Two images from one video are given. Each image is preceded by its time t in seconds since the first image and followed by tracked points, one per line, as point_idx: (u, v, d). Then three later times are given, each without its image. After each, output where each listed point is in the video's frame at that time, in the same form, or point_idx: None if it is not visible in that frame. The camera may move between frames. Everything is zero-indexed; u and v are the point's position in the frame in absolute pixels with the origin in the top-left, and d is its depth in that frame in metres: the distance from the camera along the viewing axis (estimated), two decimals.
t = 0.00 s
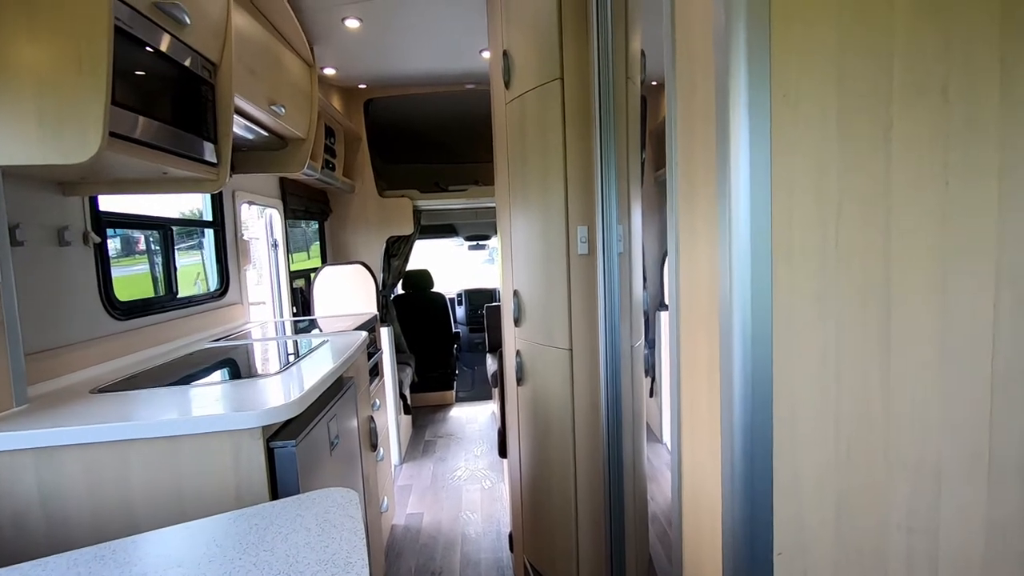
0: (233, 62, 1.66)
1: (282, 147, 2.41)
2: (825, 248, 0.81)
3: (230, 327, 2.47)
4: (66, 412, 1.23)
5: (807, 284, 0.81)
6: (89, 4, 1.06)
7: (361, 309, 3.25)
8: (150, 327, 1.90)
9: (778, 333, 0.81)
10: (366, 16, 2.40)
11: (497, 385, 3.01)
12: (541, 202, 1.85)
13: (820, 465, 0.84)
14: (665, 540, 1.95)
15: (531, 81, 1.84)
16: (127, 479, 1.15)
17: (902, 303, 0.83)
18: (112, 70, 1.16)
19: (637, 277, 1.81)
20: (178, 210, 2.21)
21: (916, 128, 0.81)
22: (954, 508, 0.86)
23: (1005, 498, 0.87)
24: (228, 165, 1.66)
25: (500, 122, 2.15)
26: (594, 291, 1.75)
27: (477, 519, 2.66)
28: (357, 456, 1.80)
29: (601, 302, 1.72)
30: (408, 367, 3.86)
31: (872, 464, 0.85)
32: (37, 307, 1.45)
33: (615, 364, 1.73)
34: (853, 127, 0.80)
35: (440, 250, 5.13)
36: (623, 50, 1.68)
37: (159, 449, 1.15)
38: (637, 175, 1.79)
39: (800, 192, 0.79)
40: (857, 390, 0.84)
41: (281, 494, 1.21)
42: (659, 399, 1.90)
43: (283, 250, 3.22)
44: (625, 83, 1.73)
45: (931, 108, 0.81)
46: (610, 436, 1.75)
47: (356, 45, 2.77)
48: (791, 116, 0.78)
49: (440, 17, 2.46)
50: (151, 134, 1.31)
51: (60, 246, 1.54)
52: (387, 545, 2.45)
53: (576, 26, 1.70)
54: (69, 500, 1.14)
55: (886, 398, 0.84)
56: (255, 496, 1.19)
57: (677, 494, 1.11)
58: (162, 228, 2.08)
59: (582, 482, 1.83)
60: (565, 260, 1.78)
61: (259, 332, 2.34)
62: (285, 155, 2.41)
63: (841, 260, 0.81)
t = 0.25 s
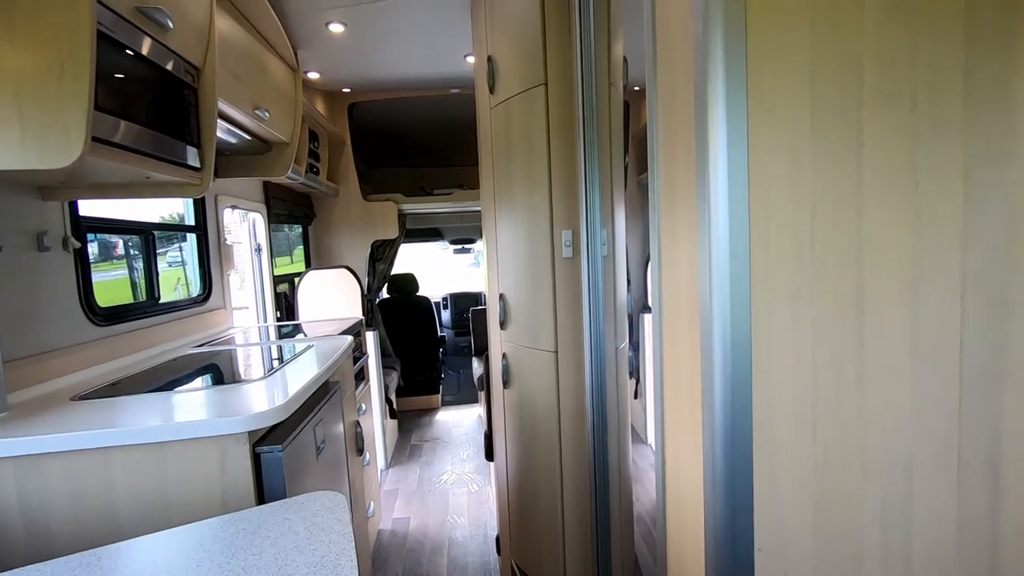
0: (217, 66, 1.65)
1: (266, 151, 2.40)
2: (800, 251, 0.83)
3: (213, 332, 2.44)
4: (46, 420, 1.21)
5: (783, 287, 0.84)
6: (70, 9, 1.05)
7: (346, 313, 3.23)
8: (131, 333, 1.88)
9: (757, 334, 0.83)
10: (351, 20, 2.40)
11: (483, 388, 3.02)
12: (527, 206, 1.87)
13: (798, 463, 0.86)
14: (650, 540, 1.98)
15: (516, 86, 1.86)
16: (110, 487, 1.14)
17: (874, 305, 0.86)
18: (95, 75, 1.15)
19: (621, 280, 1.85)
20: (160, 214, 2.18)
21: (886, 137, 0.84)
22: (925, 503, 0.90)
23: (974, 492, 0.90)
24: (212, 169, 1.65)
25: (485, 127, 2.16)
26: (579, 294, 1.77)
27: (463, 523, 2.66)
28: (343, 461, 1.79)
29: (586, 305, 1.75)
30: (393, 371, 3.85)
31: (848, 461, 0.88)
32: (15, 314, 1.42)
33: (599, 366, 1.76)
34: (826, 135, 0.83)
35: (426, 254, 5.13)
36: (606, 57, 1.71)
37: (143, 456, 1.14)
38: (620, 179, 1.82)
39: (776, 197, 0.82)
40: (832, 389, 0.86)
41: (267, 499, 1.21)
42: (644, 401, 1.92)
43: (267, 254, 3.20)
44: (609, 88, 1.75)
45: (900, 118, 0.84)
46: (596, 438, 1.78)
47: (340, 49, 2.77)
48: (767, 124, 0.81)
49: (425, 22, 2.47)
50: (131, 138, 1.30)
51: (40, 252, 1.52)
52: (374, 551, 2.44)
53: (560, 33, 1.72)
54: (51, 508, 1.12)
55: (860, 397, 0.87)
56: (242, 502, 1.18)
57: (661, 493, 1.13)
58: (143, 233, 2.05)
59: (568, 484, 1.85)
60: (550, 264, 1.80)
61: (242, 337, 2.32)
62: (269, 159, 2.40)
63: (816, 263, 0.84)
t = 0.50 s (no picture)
0: (210, 79, 1.65)
1: (255, 161, 2.40)
2: (785, 268, 0.87)
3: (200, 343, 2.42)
4: (36, 435, 1.20)
5: (769, 303, 0.87)
6: (68, 25, 1.06)
7: (334, 322, 3.21)
8: (118, 345, 1.86)
9: (744, 348, 0.87)
10: (341, 32, 2.41)
11: (472, 397, 3.03)
12: (517, 218, 1.89)
13: (785, 472, 0.89)
14: (639, 547, 2.00)
15: (506, 100, 1.89)
16: (102, 503, 1.13)
17: (855, 320, 0.90)
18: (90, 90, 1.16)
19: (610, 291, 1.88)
20: (148, 216, 2.18)
21: (865, 159, 0.88)
22: (905, 510, 0.93)
23: (951, 499, 0.94)
24: (204, 183, 1.65)
25: (476, 139, 2.19)
26: (569, 305, 1.80)
27: (453, 532, 2.66)
28: (335, 473, 1.79)
29: (576, 316, 1.79)
30: (382, 380, 3.84)
31: (832, 470, 0.91)
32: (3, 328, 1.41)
33: (589, 375, 1.81)
34: (809, 158, 0.87)
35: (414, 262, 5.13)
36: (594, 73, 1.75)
37: (136, 471, 1.13)
38: (609, 192, 1.86)
39: (762, 217, 0.86)
40: (816, 401, 0.90)
41: (262, 514, 1.21)
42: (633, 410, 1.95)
43: (254, 263, 3.18)
44: (597, 104, 1.79)
45: (878, 141, 0.88)
46: (585, 446, 1.83)
47: (330, 60, 2.78)
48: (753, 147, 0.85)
49: (415, 34, 2.49)
50: (123, 151, 1.30)
51: (29, 265, 1.51)
52: (363, 562, 2.43)
53: (550, 49, 1.76)
54: (42, 526, 1.11)
55: (843, 409, 0.91)
56: (235, 516, 1.18)
57: (652, 502, 1.16)
58: (131, 243, 2.04)
59: (559, 494, 1.86)
60: (540, 275, 1.83)
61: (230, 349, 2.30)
62: (259, 169, 2.40)
63: (800, 280, 0.88)
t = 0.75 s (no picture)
0: (198, 88, 1.65)
1: (242, 169, 2.39)
2: (769, 278, 0.89)
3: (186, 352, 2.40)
4: (16, 447, 1.18)
5: (754, 312, 0.89)
6: (56, 35, 1.06)
7: (322, 331, 3.20)
8: (101, 355, 1.84)
9: (729, 357, 0.88)
10: (332, 42, 2.42)
11: (461, 407, 3.01)
12: (506, 228, 1.91)
13: (771, 479, 0.91)
14: (628, 556, 2.01)
15: (496, 111, 1.91)
16: (84, 516, 1.11)
17: (836, 329, 0.92)
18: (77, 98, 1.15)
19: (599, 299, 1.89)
20: (132, 224, 2.15)
21: (845, 172, 0.91)
22: (888, 515, 0.95)
23: (931, 504, 0.96)
24: (192, 191, 1.64)
25: (465, 150, 2.20)
26: (557, 314, 1.81)
27: (441, 543, 2.64)
28: (322, 484, 1.77)
29: (565, 324, 1.79)
30: (369, 390, 3.81)
31: (816, 477, 0.93)
32: None
33: (578, 383, 1.80)
34: (791, 171, 0.89)
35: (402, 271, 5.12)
36: (582, 86, 1.78)
37: (119, 483, 1.12)
38: (597, 202, 1.88)
39: (746, 228, 0.88)
40: (800, 409, 0.91)
41: (249, 525, 1.20)
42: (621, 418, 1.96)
43: (241, 272, 3.16)
44: (585, 116, 1.82)
45: (857, 155, 0.91)
46: (574, 455, 1.82)
47: (319, 69, 2.79)
48: (737, 159, 0.87)
49: (406, 45, 2.51)
50: (109, 159, 1.29)
51: (11, 273, 1.49)
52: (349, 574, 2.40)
53: (538, 62, 1.79)
54: (21, 540, 1.09)
55: (825, 417, 0.92)
56: (221, 528, 1.17)
57: (640, 510, 1.17)
58: (115, 252, 2.01)
59: (548, 503, 1.86)
60: (529, 285, 1.84)
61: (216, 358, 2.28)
62: (247, 178, 2.40)
63: (783, 289, 0.90)
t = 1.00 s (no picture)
0: (182, 92, 1.64)
1: (227, 174, 2.37)
2: (749, 280, 0.90)
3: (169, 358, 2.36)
4: None
5: (734, 314, 0.90)
6: (37, 38, 1.05)
7: (307, 337, 3.17)
8: (80, 361, 1.81)
9: (710, 358, 0.89)
10: (318, 47, 2.42)
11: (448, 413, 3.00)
12: (492, 233, 1.91)
13: (752, 479, 0.92)
14: (614, 560, 2.01)
15: (482, 116, 1.92)
16: (62, 524, 1.09)
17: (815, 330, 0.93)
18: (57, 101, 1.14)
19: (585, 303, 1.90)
20: (114, 230, 2.12)
21: (822, 176, 0.93)
22: (867, 514, 0.97)
23: (909, 502, 0.98)
24: (174, 195, 1.63)
25: (451, 155, 2.21)
26: (543, 318, 1.82)
27: (428, 550, 2.62)
28: (306, 490, 1.76)
29: (551, 328, 1.80)
30: (356, 396, 3.78)
31: (797, 477, 0.94)
32: None
33: (563, 386, 1.80)
34: (770, 175, 0.91)
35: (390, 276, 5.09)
36: (567, 92, 1.80)
37: (98, 491, 1.10)
38: (582, 207, 1.90)
39: (726, 231, 0.89)
40: (781, 409, 0.93)
41: (230, 531, 1.18)
42: (607, 422, 1.97)
43: (226, 278, 3.13)
44: (571, 121, 1.83)
45: (834, 160, 0.93)
46: (561, 459, 1.82)
47: (305, 74, 2.78)
48: (716, 163, 0.88)
49: (392, 51, 2.52)
50: (90, 163, 1.28)
51: None
52: None
53: (524, 68, 1.80)
54: None
55: (805, 416, 0.94)
56: (202, 535, 1.15)
57: (625, 512, 1.17)
58: (96, 256, 1.98)
59: (534, 507, 1.86)
60: (515, 289, 1.84)
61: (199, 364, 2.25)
62: (231, 183, 2.38)
63: (763, 291, 0.91)
